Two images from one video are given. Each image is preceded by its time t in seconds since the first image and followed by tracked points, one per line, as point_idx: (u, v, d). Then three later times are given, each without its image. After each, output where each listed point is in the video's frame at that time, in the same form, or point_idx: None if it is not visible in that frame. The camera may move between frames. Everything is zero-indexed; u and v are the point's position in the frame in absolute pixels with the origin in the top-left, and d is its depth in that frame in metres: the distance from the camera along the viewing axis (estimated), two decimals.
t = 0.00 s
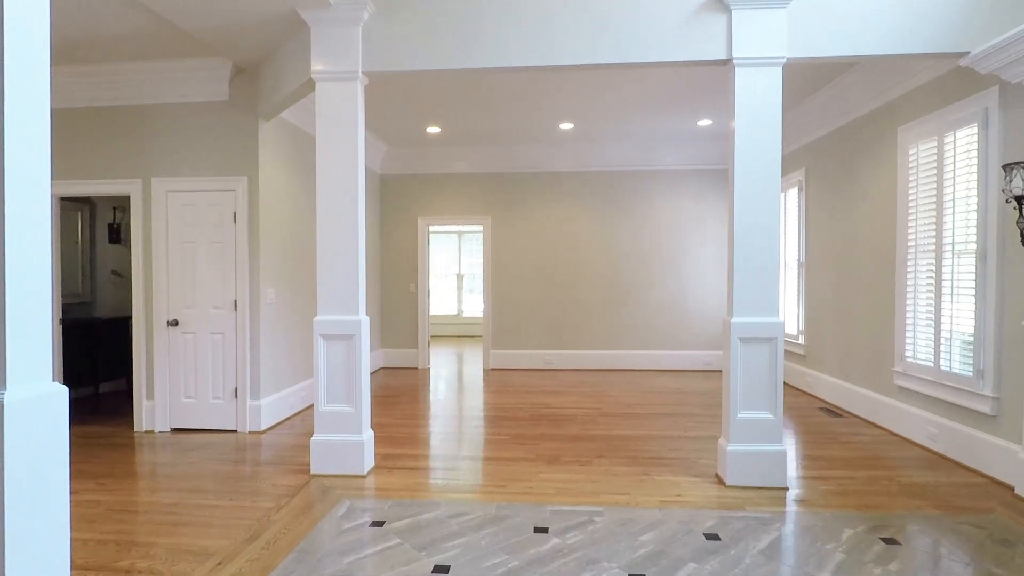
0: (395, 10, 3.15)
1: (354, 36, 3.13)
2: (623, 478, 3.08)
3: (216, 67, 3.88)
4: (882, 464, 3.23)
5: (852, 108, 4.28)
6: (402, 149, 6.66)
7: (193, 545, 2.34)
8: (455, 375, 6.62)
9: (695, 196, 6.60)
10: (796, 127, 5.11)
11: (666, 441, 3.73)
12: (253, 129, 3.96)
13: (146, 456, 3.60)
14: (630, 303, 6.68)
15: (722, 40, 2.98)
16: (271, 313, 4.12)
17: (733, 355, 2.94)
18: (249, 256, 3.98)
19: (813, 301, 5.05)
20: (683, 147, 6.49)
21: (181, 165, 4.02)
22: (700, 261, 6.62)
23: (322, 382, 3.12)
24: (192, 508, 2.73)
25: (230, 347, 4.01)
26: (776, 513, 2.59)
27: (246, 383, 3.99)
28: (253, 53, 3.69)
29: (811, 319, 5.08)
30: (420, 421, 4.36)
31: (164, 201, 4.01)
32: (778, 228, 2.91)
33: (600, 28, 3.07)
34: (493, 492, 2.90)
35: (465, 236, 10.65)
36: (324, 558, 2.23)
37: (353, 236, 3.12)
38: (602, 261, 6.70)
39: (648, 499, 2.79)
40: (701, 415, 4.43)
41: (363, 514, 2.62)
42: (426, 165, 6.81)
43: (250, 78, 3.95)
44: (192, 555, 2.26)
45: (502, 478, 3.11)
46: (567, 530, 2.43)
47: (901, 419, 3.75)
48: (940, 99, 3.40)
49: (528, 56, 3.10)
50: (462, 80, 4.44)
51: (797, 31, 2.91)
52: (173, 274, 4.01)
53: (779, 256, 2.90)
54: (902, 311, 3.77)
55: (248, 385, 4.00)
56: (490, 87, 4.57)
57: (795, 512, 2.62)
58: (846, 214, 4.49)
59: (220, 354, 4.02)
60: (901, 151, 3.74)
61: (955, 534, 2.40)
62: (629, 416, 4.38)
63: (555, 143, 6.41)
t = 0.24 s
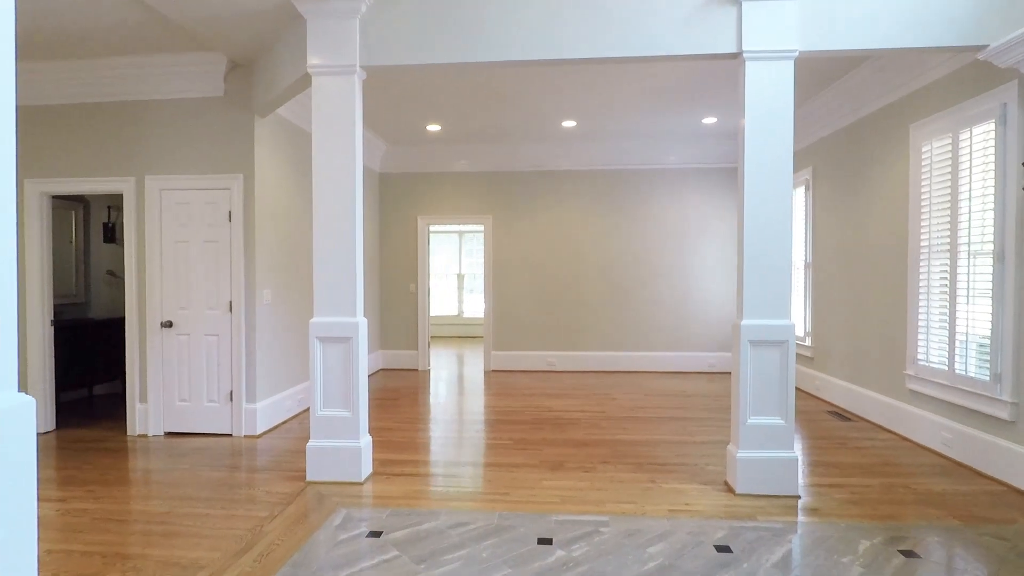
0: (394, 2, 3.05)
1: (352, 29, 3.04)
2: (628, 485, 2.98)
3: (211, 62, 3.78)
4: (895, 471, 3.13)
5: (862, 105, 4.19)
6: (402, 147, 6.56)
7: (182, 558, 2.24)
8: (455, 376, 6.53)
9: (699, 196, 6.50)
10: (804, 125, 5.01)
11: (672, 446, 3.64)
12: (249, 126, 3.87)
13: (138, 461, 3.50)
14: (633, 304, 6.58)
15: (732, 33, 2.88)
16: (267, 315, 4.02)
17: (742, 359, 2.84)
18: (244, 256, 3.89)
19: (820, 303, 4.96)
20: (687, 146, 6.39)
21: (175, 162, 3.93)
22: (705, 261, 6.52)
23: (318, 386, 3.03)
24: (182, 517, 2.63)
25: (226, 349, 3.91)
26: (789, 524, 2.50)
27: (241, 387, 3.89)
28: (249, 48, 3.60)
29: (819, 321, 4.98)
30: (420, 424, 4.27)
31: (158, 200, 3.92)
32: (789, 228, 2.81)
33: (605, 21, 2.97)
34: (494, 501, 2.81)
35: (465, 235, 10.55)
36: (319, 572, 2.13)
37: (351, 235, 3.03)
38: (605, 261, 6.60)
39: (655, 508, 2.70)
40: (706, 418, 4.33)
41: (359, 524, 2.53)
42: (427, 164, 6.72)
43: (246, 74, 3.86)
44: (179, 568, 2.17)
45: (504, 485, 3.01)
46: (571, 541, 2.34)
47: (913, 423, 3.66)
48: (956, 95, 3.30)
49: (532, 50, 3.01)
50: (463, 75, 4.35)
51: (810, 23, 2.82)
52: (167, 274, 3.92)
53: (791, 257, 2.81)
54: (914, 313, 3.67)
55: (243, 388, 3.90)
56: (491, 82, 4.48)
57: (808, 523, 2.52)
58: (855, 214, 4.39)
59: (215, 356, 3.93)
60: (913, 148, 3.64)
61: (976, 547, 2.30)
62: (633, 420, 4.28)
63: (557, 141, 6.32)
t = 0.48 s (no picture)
0: None
1: (349, 23, 2.97)
2: (632, 490, 2.91)
3: (207, 58, 3.71)
4: (905, 475, 3.06)
5: (870, 102, 4.11)
6: (401, 146, 6.49)
7: (172, 568, 2.17)
8: (456, 377, 6.46)
9: (702, 195, 6.43)
10: (809, 122, 4.94)
11: (676, 449, 3.57)
12: (245, 124, 3.80)
13: (131, 465, 3.43)
14: (635, 304, 6.51)
15: (739, 27, 2.81)
16: (264, 315, 3.96)
17: (749, 361, 2.77)
18: (241, 256, 3.81)
19: (825, 303, 4.88)
20: (690, 144, 6.32)
21: (170, 160, 3.86)
22: (708, 261, 6.44)
23: (315, 388, 2.95)
24: (175, 524, 2.56)
25: (222, 351, 3.84)
26: (798, 531, 2.42)
27: (237, 389, 3.83)
28: (245, 44, 3.53)
29: (824, 321, 4.91)
30: (420, 427, 4.21)
31: (152, 199, 3.85)
32: (798, 227, 2.74)
33: (609, 15, 2.90)
34: (495, 506, 2.74)
35: (466, 235, 10.49)
36: None
37: (349, 235, 2.95)
38: (606, 261, 6.53)
39: (660, 514, 2.62)
40: (710, 421, 4.26)
41: (356, 532, 2.46)
42: (426, 163, 6.65)
43: (242, 71, 3.79)
44: None
45: (505, 490, 2.94)
46: (574, 550, 2.26)
47: (923, 426, 3.58)
48: (967, 90, 3.23)
49: (533, 44, 2.94)
50: (463, 71, 4.28)
51: (819, 17, 2.75)
52: (161, 274, 3.85)
53: (800, 256, 2.73)
54: (923, 314, 3.59)
55: (239, 390, 3.83)
56: (492, 79, 4.41)
57: (818, 530, 2.45)
58: (861, 212, 4.32)
59: (210, 358, 3.86)
60: (923, 146, 3.57)
61: (993, 556, 2.23)
62: (636, 422, 4.21)
63: (559, 139, 6.25)
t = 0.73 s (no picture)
0: None
1: (343, 16, 2.88)
2: (635, 496, 2.82)
3: (199, 54, 3.63)
4: (917, 481, 2.97)
5: (877, 98, 4.02)
6: (400, 145, 6.42)
7: None
8: (455, 379, 6.38)
9: (704, 193, 6.34)
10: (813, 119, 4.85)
11: (680, 453, 3.48)
12: (238, 121, 3.72)
13: (122, 471, 3.35)
14: (637, 304, 6.42)
15: (746, 18, 2.72)
16: (258, 317, 3.87)
17: (756, 363, 2.68)
18: (234, 257, 3.73)
19: (830, 303, 4.79)
20: (692, 142, 6.23)
21: (163, 158, 3.78)
22: (710, 261, 6.35)
23: (308, 392, 2.87)
24: (163, 533, 2.48)
25: (215, 353, 3.76)
26: (809, 541, 2.34)
27: (231, 392, 3.74)
28: (238, 39, 3.45)
29: (829, 322, 4.82)
30: (418, 430, 4.12)
31: (144, 197, 3.77)
32: (806, 224, 2.65)
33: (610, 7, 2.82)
34: (494, 513, 2.65)
35: (466, 235, 10.41)
36: None
37: (343, 234, 2.87)
38: (607, 260, 6.44)
39: (664, 522, 2.54)
40: (715, 423, 4.17)
41: (350, 542, 2.37)
42: (425, 162, 6.57)
43: (236, 67, 3.71)
44: None
45: (505, 496, 2.85)
46: (576, 561, 2.18)
47: (933, 430, 3.49)
48: (979, 84, 3.14)
49: (533, 38, 2.85)
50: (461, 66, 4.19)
51: (827, 8, 2.66)
52: (154, 275, 3.77)
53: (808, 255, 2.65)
54: (933, 314, 3.51)
55: (233, 393, 3.75)
56: (491, 74, 4.33)
57: (829, 539, 2.36)
58: (868, 210, 4.23)
59: (204, 360, 3.78)
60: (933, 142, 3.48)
61: (1011, 566, 2.14)
62: (638, 425, 4.13)
63: (559, 137, 6.17)
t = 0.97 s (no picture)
0: None
1: (335, 7, 2.79)
2: (637, 504, 2.73)
3: (189, 49, 3.54)
4: (928, 487, 2.87)
5: (885, 93, 3.93)
6: (398, 143, 6.33)
7: None
8: (454, 381, 6.29)
9: (706, 191, 6.25)
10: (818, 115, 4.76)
11: (683, 458, 3.38)
12: (229, 117, 3.63)
13: (110, 476, 3.26)
14: (638, 304, 6.33)
15: (751, 8, 2.62)
16: (250, 317, 3.78)
17: (762, 366, 2.59)
18: (225, 256, 3.64)
19: (836, 303, 4.69)
20: (694, 140, 6.14)
21: (152, 156, 3.69)
22: (713, 260, 6.26)
23: (299, 396, 2.78)
24: (147, 543, 2.39)
25: (206, 355, 3.67)
26: (818, 551, 2.24)
27: (222, 395, 3.66)
28: (228, 33, 3.36)
29: (835, 322, 4.73)
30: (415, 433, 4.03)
31: (133, 196, 3.68)
32: (814, 222, 2.56)
33: None
34: (491, 521, 2.56)
35: (465, 234, 10.32)
36: None
37: (336, 233, 2.78)
38: (608, 260, 6.34)
39: (668, 531, 2.44)
40: (718, 427, 4.08)
41: (340, 552, 2.28)
42: (423, 160, 6.48)
43: (227, 62, 3.62)
44: None
45: (502, 503, 2.76)
46: (575, 573, 2.08)
47: (943, 433, 3.40)
48: (991, 77, 3.04)
49: (530, 29, 2.76)
50: (459, 60, 4.09)
51: None
52: (143, 275, 3.68)
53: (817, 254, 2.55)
54: (943, 314, 3.41)
55: (225, 396, 3.66)
56: (489, 69, 4.24)
57: (839, 549, 2.26)
58: (875, 208, 4.14)
59: (195, 363, 3.69)
60: (943, 137, 3.38)
61: None
62: (640, 428, 4.04)
63: (559, 135, 6.07)
